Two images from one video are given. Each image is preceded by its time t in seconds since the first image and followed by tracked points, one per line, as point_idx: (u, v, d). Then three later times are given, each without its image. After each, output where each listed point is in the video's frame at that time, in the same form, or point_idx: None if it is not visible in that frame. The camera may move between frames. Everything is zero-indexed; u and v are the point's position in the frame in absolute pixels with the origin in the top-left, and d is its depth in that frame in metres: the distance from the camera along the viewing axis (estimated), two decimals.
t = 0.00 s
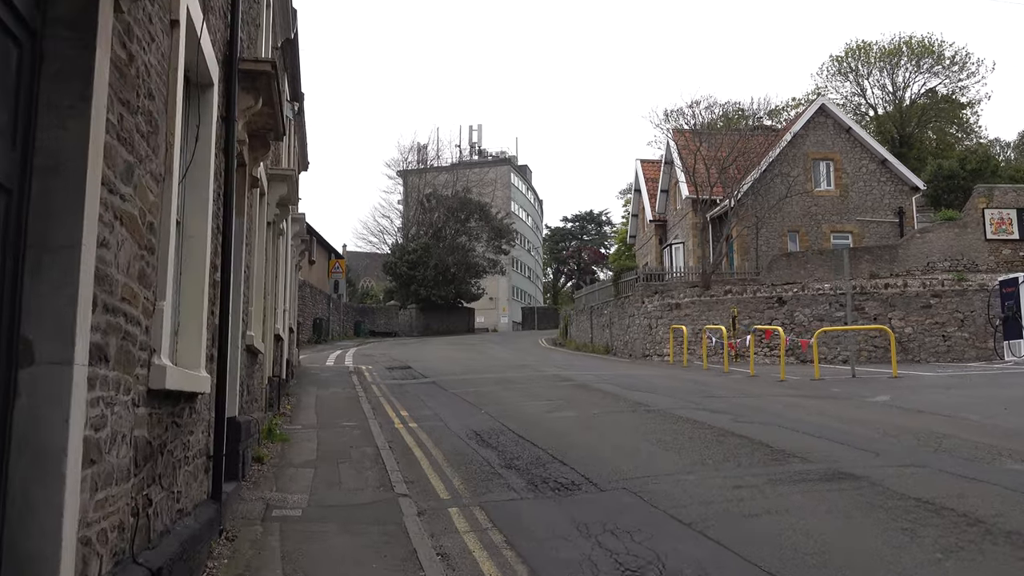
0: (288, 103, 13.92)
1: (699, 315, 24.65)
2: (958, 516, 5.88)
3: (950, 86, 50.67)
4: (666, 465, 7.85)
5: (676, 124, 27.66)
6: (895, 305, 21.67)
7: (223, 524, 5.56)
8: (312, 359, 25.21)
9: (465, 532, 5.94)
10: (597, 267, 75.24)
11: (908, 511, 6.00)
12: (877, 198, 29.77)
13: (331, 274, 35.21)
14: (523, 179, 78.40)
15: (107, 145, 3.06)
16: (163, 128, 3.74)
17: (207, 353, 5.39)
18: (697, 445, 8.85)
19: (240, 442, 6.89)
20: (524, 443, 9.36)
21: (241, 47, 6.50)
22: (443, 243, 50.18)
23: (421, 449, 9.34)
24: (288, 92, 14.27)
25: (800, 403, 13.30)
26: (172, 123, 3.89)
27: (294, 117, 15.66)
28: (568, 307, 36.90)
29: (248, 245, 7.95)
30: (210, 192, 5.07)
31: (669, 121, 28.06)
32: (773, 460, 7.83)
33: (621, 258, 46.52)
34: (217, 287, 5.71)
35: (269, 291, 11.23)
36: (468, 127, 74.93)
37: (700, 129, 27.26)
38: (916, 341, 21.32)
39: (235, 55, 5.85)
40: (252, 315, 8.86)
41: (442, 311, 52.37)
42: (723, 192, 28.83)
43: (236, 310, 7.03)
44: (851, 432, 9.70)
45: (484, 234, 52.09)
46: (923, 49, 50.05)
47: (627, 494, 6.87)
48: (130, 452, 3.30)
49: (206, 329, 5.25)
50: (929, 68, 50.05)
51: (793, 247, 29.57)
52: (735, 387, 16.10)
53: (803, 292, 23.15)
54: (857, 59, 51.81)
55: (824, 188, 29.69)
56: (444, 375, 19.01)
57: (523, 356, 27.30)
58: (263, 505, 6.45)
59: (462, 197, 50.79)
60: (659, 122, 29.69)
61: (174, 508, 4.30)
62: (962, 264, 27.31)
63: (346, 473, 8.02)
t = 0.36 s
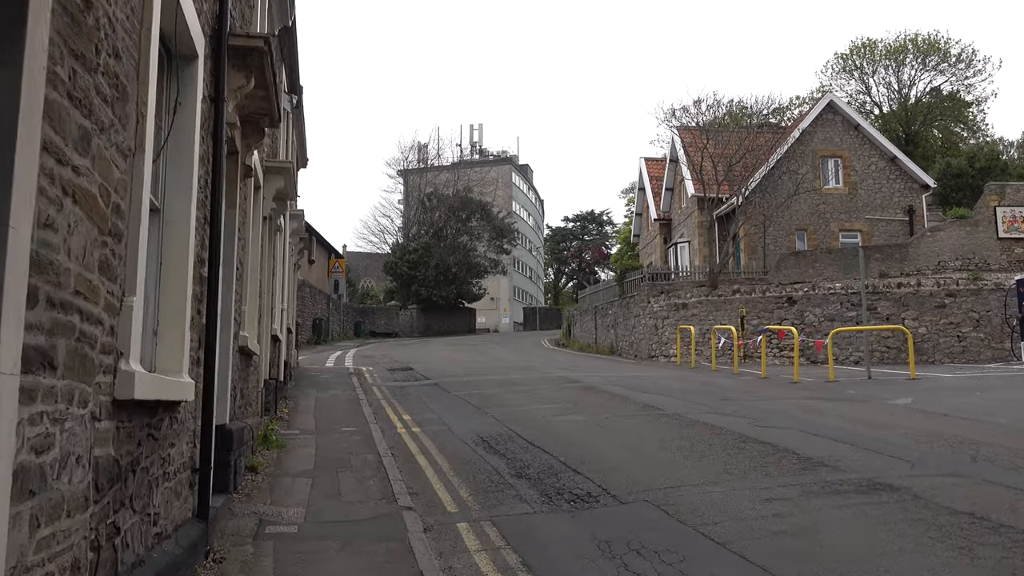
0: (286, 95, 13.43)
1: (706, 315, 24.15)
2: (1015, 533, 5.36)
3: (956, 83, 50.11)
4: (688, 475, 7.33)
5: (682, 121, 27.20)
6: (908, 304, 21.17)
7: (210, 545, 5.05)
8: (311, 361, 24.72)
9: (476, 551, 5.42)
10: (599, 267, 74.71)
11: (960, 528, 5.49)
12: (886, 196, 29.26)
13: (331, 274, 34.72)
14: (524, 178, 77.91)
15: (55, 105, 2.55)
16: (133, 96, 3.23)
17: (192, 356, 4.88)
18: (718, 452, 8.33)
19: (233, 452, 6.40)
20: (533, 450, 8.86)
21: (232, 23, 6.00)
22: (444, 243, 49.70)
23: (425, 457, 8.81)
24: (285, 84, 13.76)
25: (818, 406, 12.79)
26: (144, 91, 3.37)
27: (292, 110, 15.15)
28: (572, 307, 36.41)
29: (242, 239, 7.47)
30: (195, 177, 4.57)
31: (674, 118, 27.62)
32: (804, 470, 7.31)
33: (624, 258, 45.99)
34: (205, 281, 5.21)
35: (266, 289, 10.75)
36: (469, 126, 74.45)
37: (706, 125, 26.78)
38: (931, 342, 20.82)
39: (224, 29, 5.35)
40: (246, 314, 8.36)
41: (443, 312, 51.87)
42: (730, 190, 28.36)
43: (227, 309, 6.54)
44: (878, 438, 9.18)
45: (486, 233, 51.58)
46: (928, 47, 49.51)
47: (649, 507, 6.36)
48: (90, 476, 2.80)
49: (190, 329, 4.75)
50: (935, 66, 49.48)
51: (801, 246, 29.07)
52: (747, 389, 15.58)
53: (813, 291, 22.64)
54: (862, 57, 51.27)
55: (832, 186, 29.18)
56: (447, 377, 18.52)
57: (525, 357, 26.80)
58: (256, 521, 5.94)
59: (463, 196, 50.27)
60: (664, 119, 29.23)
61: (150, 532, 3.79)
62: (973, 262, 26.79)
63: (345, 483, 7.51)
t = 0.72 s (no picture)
0: (280, 87, 12.90)
1: (712, 316, 23.64)
2: None
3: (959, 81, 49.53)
4: (712, 489, 6.81)
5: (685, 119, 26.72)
6: (919, 305, 20.66)
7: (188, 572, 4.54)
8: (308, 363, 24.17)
9: None
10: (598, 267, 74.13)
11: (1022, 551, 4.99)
12: (894, 194, 28.76)
13: (329, 274, 34.17)
14: (523, 178, 77.34)
15: None
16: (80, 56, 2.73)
17: (168, 362, 4.39)
18: (740, 462, 7.83)
19: (219, 466, 5.88)
20: (541, 459, 8.35)
21: None
22: (443, 243, 49.16)
23: (426, 466, 8.30)
24: (280, 76, 13.26)
25: (835, 411, 12.28)
26: (98, 51, 2.87)
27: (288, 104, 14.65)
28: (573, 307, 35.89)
29: (230, 233, 6.97)
30: (170, 161, 4.07)
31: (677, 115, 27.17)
32: (836, 484, 6.81)
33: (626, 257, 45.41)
34: (184, 278, 4.71)
35: (258, 289, 10.24)
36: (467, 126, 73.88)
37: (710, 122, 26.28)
38: (943, 343, 20.32)
39: None
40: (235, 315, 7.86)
41: (442, 312, 51.33)
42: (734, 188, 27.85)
43: (212, 308, 6.05)
44: (908, 446, 8.68)
45: (485, 233, 51.05)
46: (932, 44, 48.94)
47: (672, 526, 5.85)
48: (23, 515, 2.31)
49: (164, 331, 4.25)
50: (939, 63, 48.86)
51: (807, 245, 28.57)
52: (759, 393, 15.08)
53: (822, 291, 22.12)
54: (865, 55, 50.68)
55: (839, 184, 28.67)
56: (448, 380, 18.00)
57: (527, 358, 26.28)
58: (244, 542, 5.41)
59: (462, 195, 49.71)
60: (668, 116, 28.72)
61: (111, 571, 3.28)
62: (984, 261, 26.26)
63: (343, 496, 6.99)
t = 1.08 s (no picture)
0: (277, 77, 12.35)
1: (719, 317, 23.13)
2: None
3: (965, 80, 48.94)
4: (741, 504, 6.29)
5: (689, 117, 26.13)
6: (933, 305, 20.14)
7: None
8: (306, 364, 23.64)
9: None
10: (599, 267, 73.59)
11: None
12: (903, 192, 28.24)
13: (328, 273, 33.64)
14: (523, 178, 76.85)
15: None
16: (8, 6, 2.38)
17: (143, 370, 3.88)
18: (768, 473, 7.29)
19: (207, 482, 5.34)
20: (553, 470, 7.82)
21: None
22: (443, 242, 48.65)
23: (431, 477, 7.77)
24: (277, 67, 12.73)
25: (856, 415, 11.76)
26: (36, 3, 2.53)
27: (285, 97, 14.12)
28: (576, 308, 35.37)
29: (220, 226, 6.45)
30: (142, 138, 3.56)
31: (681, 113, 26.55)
32: (877, 498, 6.27)
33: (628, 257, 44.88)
34: (164, 274, 4.21)
35: (252, 288, 9.70)
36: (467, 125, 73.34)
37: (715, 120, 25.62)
38: (958, 344, 19.80)
39: None
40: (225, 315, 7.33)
41: (442, 313, 50.77)
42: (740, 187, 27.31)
43: (197, 308, 5.53)
44: (944, 454, 8.14)
45: (486, 233, 50.51)
46: (937, 42, 48.37)
47: (701, 547, 5.34)
48: None
49: (137, 335, 3.76)
50: (945, 61, 48.26)
51: (815, 244, 28.06)
52: (773, 396, 14.54)
53: (833, 291, 21.62)
54: (869, 53, 50.13)
55: (847, 182, 28.16)
56: (451, 382, 17.47)
57: (530, 359, 25.74)
58: (232, 566, 4.89)
59: (462, 194, 49.18)
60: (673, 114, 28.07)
61: None
62: (995, 260, 25.71)
63: (341, 512, 6.46)
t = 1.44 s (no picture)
0: (269, 64, 11.76)
1: (726, 316, 22.59)
2: None
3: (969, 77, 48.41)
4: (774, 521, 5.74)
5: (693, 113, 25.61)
6: (947, 304, 19.63)
7: None
8: (303, 365, 23.08)
9: None
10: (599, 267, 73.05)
11: None
12: (911, 189, 27.71)
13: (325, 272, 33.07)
14: (523, 177, 76.31)
15: None
16: None
17: (99, 376, 3.36)
18: (799, 484, 6.75)
19: (184, 497, 4.80)
20: (564, 481, 7.27)
21: None
22: (442, 241, 48.11)
23: (433, 488, 7.21)
24: (269, 55, 12.18)
25: (878, 419, 11.22)
26: None
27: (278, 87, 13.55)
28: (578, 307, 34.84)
29: (201, 214, 5.90)
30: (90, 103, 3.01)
31: (686, 110, 26.01)
32: (923, 514, 5.73)
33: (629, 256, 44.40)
34: (126, 264, 3.66)
35: (241, 284, 9.15)
36: (466, 123, 72.82)
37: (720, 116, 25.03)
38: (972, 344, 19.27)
39: None
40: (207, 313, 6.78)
41: (441, 312, 50.21)
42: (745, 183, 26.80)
43: (172, 304, 4.98)
44: (984, 463, 7.59)
45: (485, 232, 49.96)
46: (941, 39, 47.85)
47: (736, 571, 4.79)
48: None
49: (89, 336, 3.22)
50: (949, 58, 47.72)
51: (822, 242, 27.52)
52: (786, 398, 14.01)
53: (843, 289, 21.09)
54: (872, 50, 49.61)
55: (854, 179, 27.63)
56: (452, 383, 16.92)
57: (532, 360, 25.21)
58: None
59: (461, 193, 48.65)
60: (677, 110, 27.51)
61: None
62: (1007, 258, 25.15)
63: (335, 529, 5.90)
